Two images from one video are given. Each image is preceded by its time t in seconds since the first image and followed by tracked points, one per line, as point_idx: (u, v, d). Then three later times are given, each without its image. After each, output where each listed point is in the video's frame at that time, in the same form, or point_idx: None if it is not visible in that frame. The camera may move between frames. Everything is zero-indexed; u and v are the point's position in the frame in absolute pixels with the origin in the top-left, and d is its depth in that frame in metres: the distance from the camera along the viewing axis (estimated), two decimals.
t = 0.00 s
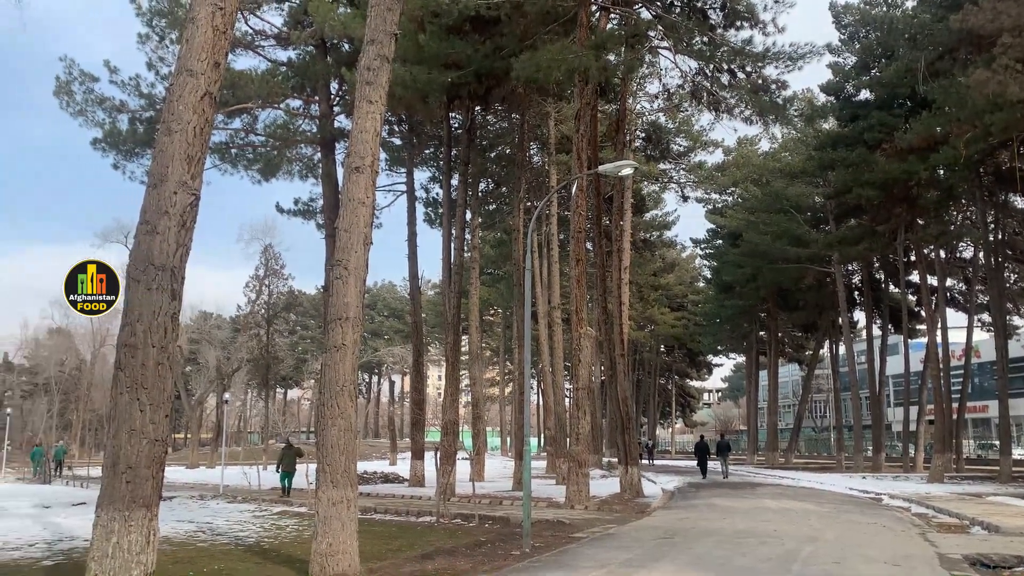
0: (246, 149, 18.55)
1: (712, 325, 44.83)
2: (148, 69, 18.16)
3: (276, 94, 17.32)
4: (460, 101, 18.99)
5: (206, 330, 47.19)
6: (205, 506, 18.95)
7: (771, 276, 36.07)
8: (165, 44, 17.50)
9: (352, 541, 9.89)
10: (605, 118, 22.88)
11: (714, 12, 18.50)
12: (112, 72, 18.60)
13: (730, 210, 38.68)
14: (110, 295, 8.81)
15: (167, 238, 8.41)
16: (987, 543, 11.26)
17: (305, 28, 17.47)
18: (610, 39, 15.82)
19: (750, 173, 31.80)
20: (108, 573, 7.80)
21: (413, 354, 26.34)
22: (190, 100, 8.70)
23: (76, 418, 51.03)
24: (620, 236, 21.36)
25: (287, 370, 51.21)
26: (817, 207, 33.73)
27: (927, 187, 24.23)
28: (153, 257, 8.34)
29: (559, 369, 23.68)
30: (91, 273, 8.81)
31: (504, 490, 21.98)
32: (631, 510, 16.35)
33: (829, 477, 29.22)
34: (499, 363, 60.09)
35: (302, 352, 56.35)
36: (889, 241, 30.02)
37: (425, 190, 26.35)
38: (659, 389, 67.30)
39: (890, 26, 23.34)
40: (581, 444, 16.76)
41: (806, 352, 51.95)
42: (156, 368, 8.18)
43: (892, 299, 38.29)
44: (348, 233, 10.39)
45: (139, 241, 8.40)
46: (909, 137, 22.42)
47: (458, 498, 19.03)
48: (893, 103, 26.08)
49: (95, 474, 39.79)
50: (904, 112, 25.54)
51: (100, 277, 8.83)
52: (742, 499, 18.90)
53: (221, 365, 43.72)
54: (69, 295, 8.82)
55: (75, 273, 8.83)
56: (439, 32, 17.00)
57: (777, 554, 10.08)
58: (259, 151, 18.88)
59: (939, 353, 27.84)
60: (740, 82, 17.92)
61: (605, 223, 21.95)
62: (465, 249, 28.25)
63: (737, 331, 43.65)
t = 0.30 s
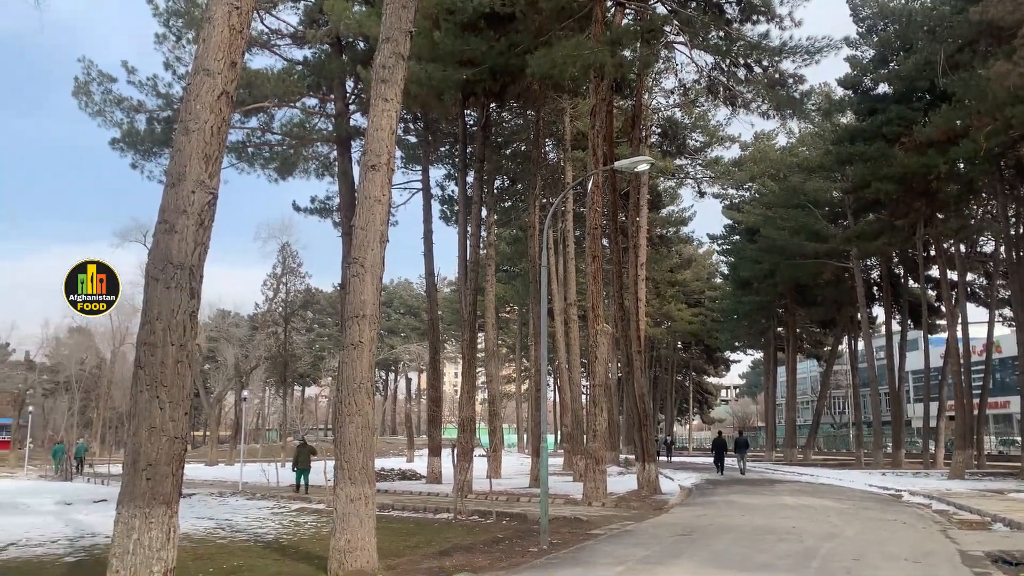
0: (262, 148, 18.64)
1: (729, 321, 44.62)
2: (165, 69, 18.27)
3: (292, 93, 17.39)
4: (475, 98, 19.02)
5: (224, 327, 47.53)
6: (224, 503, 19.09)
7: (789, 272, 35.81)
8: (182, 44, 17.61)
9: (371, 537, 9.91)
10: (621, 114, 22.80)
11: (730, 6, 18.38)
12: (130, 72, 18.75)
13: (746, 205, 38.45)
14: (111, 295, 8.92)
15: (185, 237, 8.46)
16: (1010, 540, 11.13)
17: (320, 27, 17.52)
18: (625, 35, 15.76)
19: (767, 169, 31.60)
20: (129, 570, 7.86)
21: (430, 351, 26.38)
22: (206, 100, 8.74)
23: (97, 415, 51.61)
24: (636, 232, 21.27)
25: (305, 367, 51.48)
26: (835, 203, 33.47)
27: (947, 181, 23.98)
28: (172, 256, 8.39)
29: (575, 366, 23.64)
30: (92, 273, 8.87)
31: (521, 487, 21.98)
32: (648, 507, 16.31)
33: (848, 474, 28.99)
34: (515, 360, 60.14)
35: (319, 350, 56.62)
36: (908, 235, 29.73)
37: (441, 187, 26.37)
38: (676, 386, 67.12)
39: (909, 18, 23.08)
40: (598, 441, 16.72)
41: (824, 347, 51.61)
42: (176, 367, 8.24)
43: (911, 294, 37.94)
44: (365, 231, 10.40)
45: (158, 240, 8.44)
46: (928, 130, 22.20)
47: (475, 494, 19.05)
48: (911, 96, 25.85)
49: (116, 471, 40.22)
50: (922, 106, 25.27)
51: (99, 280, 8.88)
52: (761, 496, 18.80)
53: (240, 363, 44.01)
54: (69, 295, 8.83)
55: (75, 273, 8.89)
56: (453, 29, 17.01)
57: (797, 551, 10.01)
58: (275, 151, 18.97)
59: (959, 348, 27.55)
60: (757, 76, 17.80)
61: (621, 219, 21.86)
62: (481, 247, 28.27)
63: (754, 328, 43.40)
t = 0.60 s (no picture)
0: (277, 146, 18.71)
1: (745, 316, 44.44)
2: (180, 67, 18.36)
3: (306, 91, 17.44)
4: (488, 94, 19.03)
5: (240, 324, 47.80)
6: (241, 499, 19.20)
7: (805, 266, 35.60)
8: (197, 43, 17.70)
9: (387, 532, 9.94)
10: (636, 108, 22.75)
11: None
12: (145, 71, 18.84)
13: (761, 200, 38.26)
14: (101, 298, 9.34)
15: (201, 235, 8.48)
16: None
17: (334, 24, 17.55)
18: (639, 29, 15.69)
19: (783, 162, 31.44)
20: (148, 566, 7.91)
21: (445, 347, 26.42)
22: (222, 97, 8.79)
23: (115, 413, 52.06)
24: (651, 227, 21.21)
25: (321, 364, 51.69)
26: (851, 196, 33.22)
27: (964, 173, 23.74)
28: (188, 253, 8.44)
29: (590, 361, 23.61)
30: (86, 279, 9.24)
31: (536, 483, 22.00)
32: (664, 502, 16.30)
33: (865, 470, 28.79)
34: (530, 356, 60.17)
35: (335, 346, 56.87)
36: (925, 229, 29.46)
37: (455, 183, 26.40)
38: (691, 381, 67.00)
39: (926, 9, 22.84)
40: (613, 437, 16.70)
41: (840, 342, 51.28)
42: (192, 363, 8.28)
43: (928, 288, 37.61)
44: (379, 227, 10.41)
45: (174, 238, 8.48)
46: (946, 122, 21.97)
47: (490, 490, 19.09)
48: (927, 88, 25.62)
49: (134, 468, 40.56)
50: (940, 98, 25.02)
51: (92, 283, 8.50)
52: (778, 491, 18.74)
53: (257, 360, 44.28)
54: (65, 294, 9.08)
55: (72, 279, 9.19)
56: (466, 25, 17.08)
57: (813, 547, 9.95)
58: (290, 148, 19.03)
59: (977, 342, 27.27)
60: (771, 69, 17.69)
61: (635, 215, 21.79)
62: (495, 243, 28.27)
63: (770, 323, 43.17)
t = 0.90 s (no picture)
0: (291, 142, 18.77)
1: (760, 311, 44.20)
2: (194, 65, 18.43)
3: (319, 87, 17.47)
4: (501, 90, 18.97)
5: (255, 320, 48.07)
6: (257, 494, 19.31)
7: (821, 261, 35.36)
8: (211, 41, 17.79)
9: (403, 527, 9.97)
10: (649, 103, 22.67)
11: None
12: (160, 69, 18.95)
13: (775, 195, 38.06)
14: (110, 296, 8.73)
15: (216, 231, 8.48)
16: None
17: (347, 21, 17.59)
18: (653, 23, 15.67)
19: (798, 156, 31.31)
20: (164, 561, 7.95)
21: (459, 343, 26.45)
22: (236, 94, 8.82)
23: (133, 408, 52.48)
24: (665, 222, 21.12)
25: (335, 360, 51.90)
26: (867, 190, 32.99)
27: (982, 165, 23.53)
28: (204, 250, 8.42)
29: (604, 357, 23.58)
30: (92, 274, 8.61)
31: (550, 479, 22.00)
32: (679, 497, 16.27)
33: (882, 465, 28.58)
34: (544, 352, 60.15)
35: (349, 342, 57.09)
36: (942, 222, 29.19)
37: (468, 179, 26.38)
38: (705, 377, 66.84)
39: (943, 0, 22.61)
40: (628, 432, 16.68)
41: (856, 337, 50.98)
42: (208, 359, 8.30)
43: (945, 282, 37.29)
44: (393, 223, 10.42)
45: (189, 235, 8.51)
46: (963, 115, 21.69)
47: (505, 485, 19.12)
48: (944, 80, 25.38)
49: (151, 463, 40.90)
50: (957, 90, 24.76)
51: (101, 279, 8.69)
52: (793, 486, 18.66)
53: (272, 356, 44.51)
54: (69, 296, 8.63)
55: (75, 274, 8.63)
56: (479, 20, 17.11)
57: (831, 542, 9.91)
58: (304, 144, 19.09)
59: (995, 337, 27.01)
60: (786, 62, 17.60)
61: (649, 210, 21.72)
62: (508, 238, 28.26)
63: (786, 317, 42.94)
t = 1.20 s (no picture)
0: (307, 140, 18.84)
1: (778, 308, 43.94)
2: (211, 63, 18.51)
3: (335, 85, 17.51)
4: (516, 86, 18.93)
5: (274, 319, 48.49)
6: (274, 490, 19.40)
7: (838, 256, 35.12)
8: (227, 39, 17.87)
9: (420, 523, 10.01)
10: (665, 98, 22.57)
11: None
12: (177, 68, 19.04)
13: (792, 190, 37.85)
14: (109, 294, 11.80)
15: (234, 228, 8.54)
16: None
17: (362, 18, 17.59)
18: (668, 18, 15.58)
19: (815, 151, 31.38)
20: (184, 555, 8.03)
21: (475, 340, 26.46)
22: (252, 91, 8.83)
23: (152, 404, 52.99)
24: (682, 217, 21.04)
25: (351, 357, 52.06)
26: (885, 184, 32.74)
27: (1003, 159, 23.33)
28: (222, 247, 8.49)
29: (620, 354, 23.52)
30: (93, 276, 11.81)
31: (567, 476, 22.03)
32: (696, 494, 16.23)
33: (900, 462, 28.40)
34: (559, 349, 60.08)
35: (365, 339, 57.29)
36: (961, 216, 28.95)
37: (482, 176, 26.37)
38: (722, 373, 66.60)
39: None
40: (644, 429, 16.65)
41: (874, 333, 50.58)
42: (226, 356, 8.37)
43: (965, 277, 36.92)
44: (409, 220, 10.42)
45: (207, 232, 8.57)
46: (983, 108, 21.98)
47: (521, 482, 19.14)
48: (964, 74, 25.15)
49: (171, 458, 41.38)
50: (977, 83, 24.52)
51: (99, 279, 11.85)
52: (812, 483, 18.56)
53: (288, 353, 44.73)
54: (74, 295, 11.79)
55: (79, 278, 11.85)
56: (494, 16, 17.03)
57: (850, 539, 9.85)
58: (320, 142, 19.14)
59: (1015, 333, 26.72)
60: (804, 57, 17.46)
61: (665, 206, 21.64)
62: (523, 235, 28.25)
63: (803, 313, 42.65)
